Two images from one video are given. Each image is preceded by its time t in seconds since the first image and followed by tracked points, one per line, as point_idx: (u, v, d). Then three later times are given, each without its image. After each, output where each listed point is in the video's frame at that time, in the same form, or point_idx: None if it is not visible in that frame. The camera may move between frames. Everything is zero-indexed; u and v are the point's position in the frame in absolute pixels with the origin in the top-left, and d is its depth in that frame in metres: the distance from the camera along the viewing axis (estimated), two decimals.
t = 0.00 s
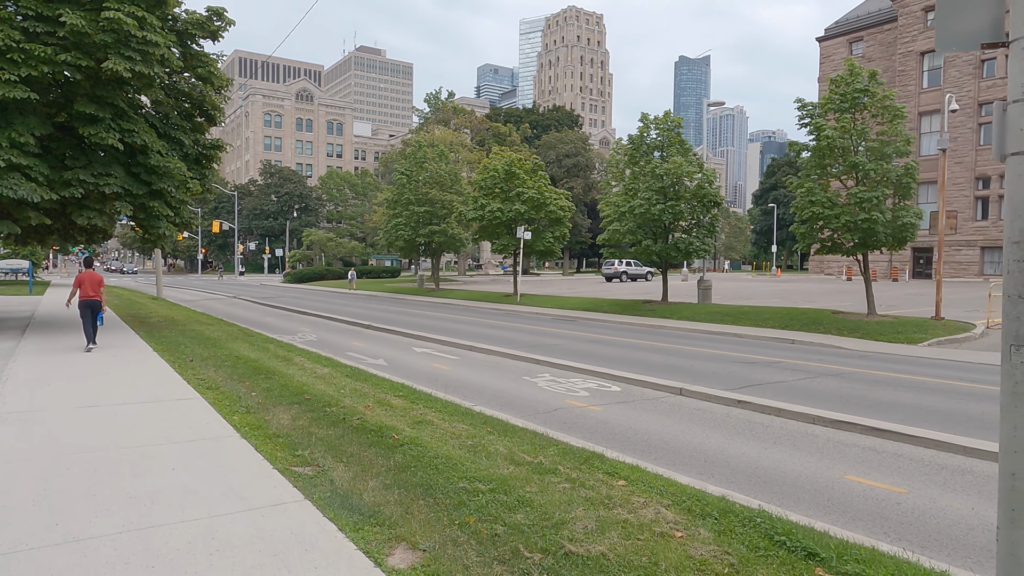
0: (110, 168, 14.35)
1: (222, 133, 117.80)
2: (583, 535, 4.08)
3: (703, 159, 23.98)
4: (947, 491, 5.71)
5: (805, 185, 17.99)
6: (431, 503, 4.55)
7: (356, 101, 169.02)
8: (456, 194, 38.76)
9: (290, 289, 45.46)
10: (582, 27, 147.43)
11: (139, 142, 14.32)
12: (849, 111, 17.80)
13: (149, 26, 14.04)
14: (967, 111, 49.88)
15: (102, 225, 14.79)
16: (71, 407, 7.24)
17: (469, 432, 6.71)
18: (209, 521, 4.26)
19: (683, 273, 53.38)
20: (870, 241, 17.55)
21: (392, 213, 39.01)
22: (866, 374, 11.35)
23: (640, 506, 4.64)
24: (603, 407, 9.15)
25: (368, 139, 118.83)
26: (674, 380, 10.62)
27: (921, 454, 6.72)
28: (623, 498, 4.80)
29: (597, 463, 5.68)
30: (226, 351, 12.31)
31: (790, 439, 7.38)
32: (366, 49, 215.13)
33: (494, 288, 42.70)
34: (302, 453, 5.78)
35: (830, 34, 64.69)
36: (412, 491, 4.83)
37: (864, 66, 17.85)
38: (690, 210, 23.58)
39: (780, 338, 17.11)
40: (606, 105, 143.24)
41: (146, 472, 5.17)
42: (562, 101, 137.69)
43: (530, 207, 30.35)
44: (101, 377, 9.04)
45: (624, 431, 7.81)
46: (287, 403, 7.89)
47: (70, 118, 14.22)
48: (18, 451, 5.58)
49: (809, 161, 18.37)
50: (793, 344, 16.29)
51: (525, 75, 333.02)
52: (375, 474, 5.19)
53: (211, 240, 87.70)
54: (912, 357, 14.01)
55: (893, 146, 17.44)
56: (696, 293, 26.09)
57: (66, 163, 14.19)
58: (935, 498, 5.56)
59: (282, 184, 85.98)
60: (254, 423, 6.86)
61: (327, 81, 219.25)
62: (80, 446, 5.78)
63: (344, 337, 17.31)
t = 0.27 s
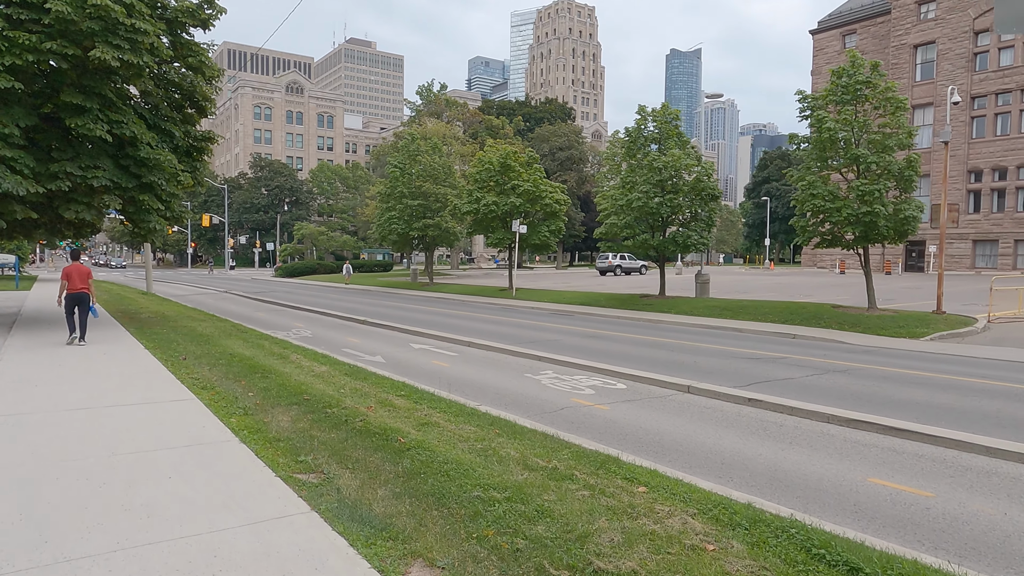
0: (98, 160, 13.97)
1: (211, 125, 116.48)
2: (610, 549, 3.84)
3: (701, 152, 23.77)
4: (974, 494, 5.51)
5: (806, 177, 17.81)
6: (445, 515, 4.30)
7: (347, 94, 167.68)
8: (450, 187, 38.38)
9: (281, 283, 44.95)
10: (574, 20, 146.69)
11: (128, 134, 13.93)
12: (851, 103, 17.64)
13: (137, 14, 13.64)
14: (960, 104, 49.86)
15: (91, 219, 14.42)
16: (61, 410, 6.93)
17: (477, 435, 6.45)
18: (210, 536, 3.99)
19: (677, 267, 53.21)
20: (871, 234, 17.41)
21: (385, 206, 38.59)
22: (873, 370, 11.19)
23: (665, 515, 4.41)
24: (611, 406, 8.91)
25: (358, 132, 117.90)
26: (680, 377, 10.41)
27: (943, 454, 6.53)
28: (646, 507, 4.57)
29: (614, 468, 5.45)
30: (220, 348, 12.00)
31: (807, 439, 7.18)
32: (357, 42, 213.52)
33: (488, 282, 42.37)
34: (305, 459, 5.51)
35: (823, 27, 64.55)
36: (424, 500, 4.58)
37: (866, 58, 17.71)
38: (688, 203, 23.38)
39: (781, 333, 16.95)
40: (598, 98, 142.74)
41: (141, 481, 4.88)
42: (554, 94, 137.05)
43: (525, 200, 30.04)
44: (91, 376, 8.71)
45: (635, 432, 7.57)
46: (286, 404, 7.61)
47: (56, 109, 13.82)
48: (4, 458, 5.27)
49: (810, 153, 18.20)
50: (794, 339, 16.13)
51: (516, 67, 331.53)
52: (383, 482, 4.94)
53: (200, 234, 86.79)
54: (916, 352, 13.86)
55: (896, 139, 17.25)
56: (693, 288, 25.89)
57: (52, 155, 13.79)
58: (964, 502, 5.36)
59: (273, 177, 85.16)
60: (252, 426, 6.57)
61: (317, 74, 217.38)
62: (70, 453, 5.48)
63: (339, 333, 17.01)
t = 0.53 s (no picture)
0: (97, 151, 13.67)
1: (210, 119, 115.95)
2: (647, 560, 3.59)
3: (707, 144, 23.48)
4: (1017, 497, 5.25)
5: (816, 169, 17.56)
6: (467, 523, 4.04)
7: (346, 88, 167.02)
8: (451, 180, 38.08)
9: (281, 278, 44.67)
10: (574, 13, 145.99)
11: (127, 125, 13.63)
12: (862, 94, 17.40)
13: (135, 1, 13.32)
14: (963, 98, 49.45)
15: (89, 211, 14.12)
16: (58, 408, 6.65)
17: (492, 434, 6.20)
18: (218, 547, 3.72)
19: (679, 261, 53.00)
20: (883, 227, 17.17)
21: (386, 200, 38.27)
22: (891, 366, 10.94)
23: (700, 522, 4.15)
24: (626, 403, 8.66)
25: (357, 126, 117.32)
26: (695, 373, 10.15)
27: (977, 455, 6.27)
28: (680, 512, 4.31)
29: (640, 470, 5.18)
30: (222, 344, 11.74)
31: (833, 439, 6.92)
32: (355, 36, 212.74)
33: (490, 276, 42.14)
34: (315, 460, 5.25)
35: (826, 20, 64.11)
36: (444, 505, 4.32)
37: (878, 49, 17.49)
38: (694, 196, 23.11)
39: (791, 328, 16.71)
40: (598, 92, 142.13)
41: (142, 486, 4.61)
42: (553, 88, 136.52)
43: (528, 193, 29.74)
44: (90, 373, 8.43)
45: (654, 430, 7.31)
46: (293, 402, 7.35)
47: (53, 99, 13.53)
48: None
49: (820, 145, 17.95)
50: (805, 334, 15.89)
51: (515, 61, 330.18)
52: (399, 486, 4.68)
53: (199, 228, 86.42)
54: (931, 347, 13.62)
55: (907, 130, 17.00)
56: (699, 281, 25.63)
57: (49, 146, 13.50)
58: (1006, 506, 5.10)
59: (272, 171, 84.71)
60: (258, 425, 6.31)
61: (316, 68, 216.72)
62: (68, 454, 5.21)
63: (342, 327, 16.75)
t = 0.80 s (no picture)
0: (89, 145, 13.32)
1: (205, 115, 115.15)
2: None
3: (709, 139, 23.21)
4: None
5: (822, 164, 17.32)
6: (486, 537, 3.77)
7: (341, 84, 166.13)
8: (449, 176, 37.76)
9: (277, 274, 44.30)
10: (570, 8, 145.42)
11: (120, 118, 13.29)
12: (869, 88, 17.17)
13: None
14: (962, 93, 49.24)
15: (81, 206, 13.78)
16: (48, 411, 6.35)
17: (504, 437, 5.93)
18: (218, 565, 3.45)
19: (677, 258, 52.76)
20: (889, 222, 16.93)
21: (383, 196, 37.91)
22: (904, 364, 10.71)
23: (735, 536, 3.89)
24: (636, 403, 8.39)
25: (353, 121, 116.66)
26: (705, 372, 9.90)
27: (1008, 459, 6.03)
28: (711, 524, 4.05)
29: (663, 476, 4.92)
30: (219, 342, 11.43)
31: (854, 441, 6.67)
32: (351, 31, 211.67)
33: (488, 273, 41.84)
34: (319, 467, 4.97)
35: (824, 15, 63.83)
36: (460, 517, 4.04)
37: (885, 41, 17.25)
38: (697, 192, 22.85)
39: (797, 325, 16.48)
40: (594, 87, 141.72)
41: (136, 497, 4.32)
42: (550, 84, 136.00)
43: (528, 189, 29.43)
44: (82, 374, 8.13)
45: (669, 432, 7.04)
46: (293, 404, 7.06)
47: (44, 91, 13.19)
48: None
49: (825, 139, 17.71)
50: (811, 331, 15.64)
51: (511, 57, 329.17)
52: (410, 496, 4.40)
53: (194, 224, 85.81)
54: (941, 344, 13.40)
55: (914, 125, 16.77)
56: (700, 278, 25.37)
57: (40, 140, 13.15)
58: None
59: (267, 167, 84.14)
60: (258, 429, 6.03)
61: (312, 64, 215.70)
62: (57, 462, 4.92)
63: (341, 325, 16.43)
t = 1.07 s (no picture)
0: (85, 136, 13.01)
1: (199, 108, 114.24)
2: None
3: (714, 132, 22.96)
4: None
5: (829, 157, 17.11)
6: (520, 551, 3.54)
7: (336, 76, 165.12)
8: (448, 169, 37.42)
9: (274, 269, 43.94)
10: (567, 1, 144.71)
11: (116, 108, 12.99)
12: (878, 80, 16.97)
13: None
14: (961, 87, 49.09)
15: (78, 199, 13.46)
16: (46, 412, 6.08)
17: (523, 439, 5.70)
18: None
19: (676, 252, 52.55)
20: (897, 217, 16.74)
21: (381, 189, 37.56)
22: (920, 361, 10.52)
23: (781, 547, 3.68)
24: (653, 401, 8.17)
25: (349, 115, 115.92)
26: (719, 369, 9.69)
27: None
28: (754, 534, 3.84)
29: (694, 481, 4.71)
30: (220, 338, 11.16)
31: (882, 441, 6.46)
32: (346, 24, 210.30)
33: (487, 267, 41.62)
34: (335, 472, 4.73)
35: (823, 8, 63.55)
36: (489, 528, 3.81)
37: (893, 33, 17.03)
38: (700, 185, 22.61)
39: (804, 320, 16.30)
40: (591, 81, 141.13)
41: (143, 506, 4.07)
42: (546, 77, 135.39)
43: (528, 182, 29.14)
44: (81, 372, 7.85)
45: (690, 432, 6.82)
46: (303, 403, 6.83)
47: (38, 81, 12.87)
48: None
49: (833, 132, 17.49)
50: (818, 326, 15.44)
51: (507, 50, 328.27)
52: (433, 504, 4.17)
53: (189, 218, 85.19)
54: (953, 340, 13.23)
55: (923, 117, 16.57)
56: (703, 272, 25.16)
57: (35, 131, 12.84)
58: None
59: (262, 160, 83.52)
60: (266, 430, 5.78)
61: (307, 56, 214.29)
62: (57, 467, 4.67)
63: (342, 320, 16.18)
